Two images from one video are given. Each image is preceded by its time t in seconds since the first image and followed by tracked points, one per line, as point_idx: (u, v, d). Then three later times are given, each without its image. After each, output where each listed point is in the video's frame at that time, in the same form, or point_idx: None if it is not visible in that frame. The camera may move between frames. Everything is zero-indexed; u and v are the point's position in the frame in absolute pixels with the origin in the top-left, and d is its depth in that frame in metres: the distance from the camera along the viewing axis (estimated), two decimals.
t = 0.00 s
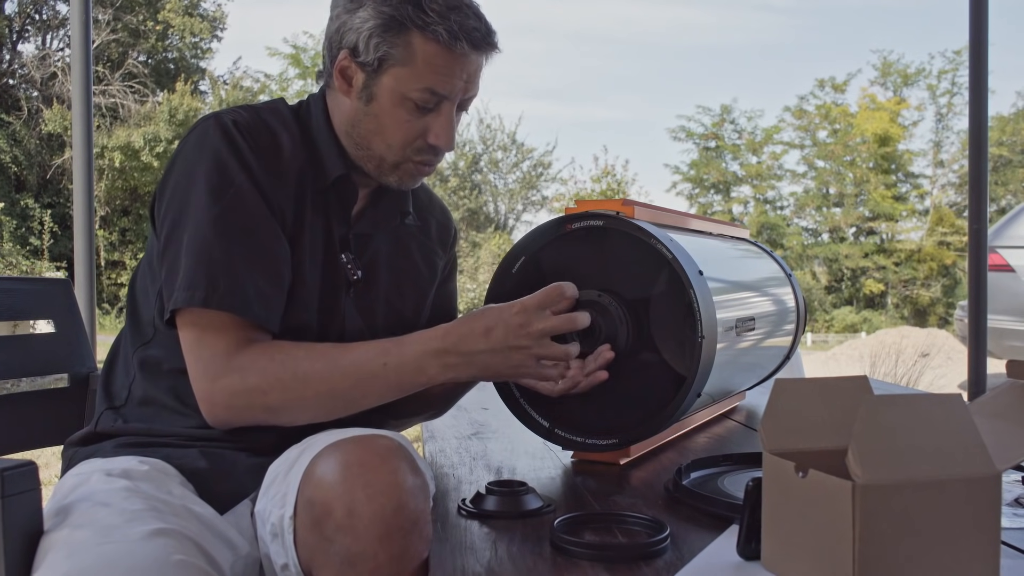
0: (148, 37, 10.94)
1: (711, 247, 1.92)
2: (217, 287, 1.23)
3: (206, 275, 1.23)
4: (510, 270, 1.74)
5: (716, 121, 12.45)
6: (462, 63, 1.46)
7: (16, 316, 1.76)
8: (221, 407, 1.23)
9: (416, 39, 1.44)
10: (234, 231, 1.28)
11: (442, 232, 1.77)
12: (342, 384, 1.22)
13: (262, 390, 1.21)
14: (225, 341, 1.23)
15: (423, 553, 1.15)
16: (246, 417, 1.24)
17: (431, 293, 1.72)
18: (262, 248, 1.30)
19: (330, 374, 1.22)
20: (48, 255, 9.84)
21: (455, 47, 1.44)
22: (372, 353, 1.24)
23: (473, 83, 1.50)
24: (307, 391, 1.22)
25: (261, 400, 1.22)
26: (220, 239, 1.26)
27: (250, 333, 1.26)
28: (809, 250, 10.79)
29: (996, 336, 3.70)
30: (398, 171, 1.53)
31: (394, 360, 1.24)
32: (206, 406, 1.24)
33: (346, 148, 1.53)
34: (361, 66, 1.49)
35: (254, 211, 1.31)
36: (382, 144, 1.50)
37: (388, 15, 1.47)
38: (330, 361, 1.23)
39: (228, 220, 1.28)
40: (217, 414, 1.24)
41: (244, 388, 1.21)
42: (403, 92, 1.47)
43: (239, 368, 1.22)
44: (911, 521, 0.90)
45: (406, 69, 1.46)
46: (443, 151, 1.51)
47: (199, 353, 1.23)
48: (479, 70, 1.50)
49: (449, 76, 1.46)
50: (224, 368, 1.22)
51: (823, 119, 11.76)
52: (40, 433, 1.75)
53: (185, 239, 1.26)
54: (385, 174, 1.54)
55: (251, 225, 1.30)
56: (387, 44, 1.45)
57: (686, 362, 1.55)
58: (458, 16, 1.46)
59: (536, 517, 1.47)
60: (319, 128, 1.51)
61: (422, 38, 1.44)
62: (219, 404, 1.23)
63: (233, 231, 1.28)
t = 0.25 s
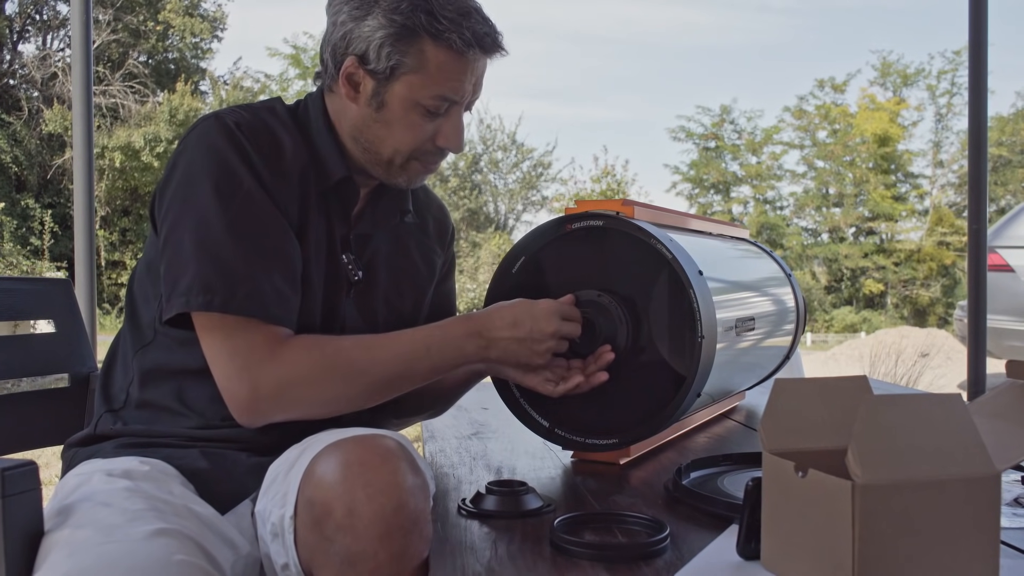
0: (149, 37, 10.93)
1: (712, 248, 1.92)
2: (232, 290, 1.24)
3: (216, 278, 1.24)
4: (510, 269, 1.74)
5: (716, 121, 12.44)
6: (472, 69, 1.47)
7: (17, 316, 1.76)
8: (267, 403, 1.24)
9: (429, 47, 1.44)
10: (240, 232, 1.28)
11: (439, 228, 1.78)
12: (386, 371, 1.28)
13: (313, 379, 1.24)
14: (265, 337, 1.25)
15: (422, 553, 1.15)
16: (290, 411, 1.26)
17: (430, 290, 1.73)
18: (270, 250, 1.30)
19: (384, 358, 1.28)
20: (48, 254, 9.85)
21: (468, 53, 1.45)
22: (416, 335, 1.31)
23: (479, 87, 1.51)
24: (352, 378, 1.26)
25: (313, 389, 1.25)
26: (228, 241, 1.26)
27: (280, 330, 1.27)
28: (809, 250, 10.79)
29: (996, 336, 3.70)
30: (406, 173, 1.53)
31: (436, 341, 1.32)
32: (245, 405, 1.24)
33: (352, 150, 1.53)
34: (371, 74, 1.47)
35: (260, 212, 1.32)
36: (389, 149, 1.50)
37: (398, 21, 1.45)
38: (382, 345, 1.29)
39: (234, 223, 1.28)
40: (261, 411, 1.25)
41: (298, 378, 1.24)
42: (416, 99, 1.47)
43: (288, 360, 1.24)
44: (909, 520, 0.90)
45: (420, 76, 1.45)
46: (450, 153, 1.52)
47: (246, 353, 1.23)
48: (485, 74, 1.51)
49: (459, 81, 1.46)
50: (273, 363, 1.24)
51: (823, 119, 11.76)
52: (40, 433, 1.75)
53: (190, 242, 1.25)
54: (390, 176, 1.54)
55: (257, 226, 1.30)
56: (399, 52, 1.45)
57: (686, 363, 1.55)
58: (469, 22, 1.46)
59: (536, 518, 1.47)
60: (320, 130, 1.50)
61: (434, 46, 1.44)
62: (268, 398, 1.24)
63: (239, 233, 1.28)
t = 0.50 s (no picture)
0: (149, 37, 10.92)
1: (712, 248, 1.93)
2: (238, 291, 1.24)
3: (220, 278, 1.24)
4: (510, 269, 1.74)
5: (715, 121, 12.44)
6: (471, 70, 1.47)
7: (17, 316, 1.76)
8: (274, 402, 1.24)
9: (427, 47, 1.44)
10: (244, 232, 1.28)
11: (439, 228, 1.78)
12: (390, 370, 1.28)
13: (320, 379, 1.25)
14: (268, 336, 1.25)
15: (422, 552, 1.15)
16: (296, 411, 1.26)
17: (430, 290, 1.73)
18: (274, 249, 1.30)
19: (388, 361, 1.28)
20: (48, 254, 9.85)
21: (467, 54, 1.45)
22: (420, 335, 1.31)
23: (479, 88, 1.51)
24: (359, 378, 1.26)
25: (318, 389, 1.25)
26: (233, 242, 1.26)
27: (287, 330, 1.28)
28: (808, 250, 10.79)
29: (996, 336, 3.70)
30: (404, 172, 1.53)
31: (440, 342, 1.32)
32: (250, 405, 1.24)
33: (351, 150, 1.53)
34: (370, 73, 1.47)
35: (264, 212, 1.32)
36: (388, 149, 1.50)
37: (397, 21, 1.46)
38: (384, 348, 1.29)
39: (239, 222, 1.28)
40: (266, 410, 1.25)
41: (304, 378, 1.24)
42: (414, 99, 1.47)
43: (293, 360, 1.24)
44: (909, 519, 0.90)
45: (417, 75, 1.45)
46: (448, 154, 1.52)
47: (254, 352, 1.24)
48: (485, 76, 1.51)
49: (457, 81, 1.46)
50: (281, 362, 1.24)
51: (822, 120, 11.76)
52: (40, 433, 1.76)
53: (195, 242, 1.25)
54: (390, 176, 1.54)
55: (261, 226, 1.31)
56: (398, 52, 1.45)
57: (686, 363, 1.55)
58: (469, 24, 1.46)
59: (536, 517, 1.47)
60: (321, 130, 1.50)
61: (433, 46, 1.44)
62: (276, 397, 1.24)
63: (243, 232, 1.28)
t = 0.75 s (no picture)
0: (149, 38, 10.92)
1: (712, 248, 1.93)
2: (220, 287, 1.23)
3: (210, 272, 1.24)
4: (510, 269, 1.74)
5: (715, 121, 12.45)
6: (466, 65, 1.46)
7: (17, 316, 1.76)
8: (239, 400, 1.23)
9: (419, 39, 1.45)
10: (236, 227, 1.28)
11: (442, 231, 1.78)
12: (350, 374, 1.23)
13: (280, 380, 1.22)
14: (236, 335, 1.24)
15: (423, 553, 1.15)
16: (265, 411, 1.24)
17: (431, 291, 1.73)
18: (266, 245, 1.30)
19: (349, 363, 1.22)
20: (49, 254, 9.86)
21: (459, 48, 1.44)
22: (387, 337, 1.24)
23: (476, 86, 1.50)
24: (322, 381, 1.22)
25: (281, 392, 1.22)
26: (222, 237, 1.26)
27: (261, 328, 1.27)
28: (808, 250, 10.78)
29: (995, 336, 3.71)
30: (397, 171, 1.53)
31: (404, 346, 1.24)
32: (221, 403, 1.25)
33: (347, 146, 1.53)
34: (364, 64, 1.48)
35: (258, 208, 1.32)
36: (382, 144, 1.50)
37: (393, 14, 1.46)
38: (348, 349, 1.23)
39: (231, 218, 1.28)
40: (232, 409, 1.24)
41: (265, 378, 1.22)
42: (405, 92, 1.47)
43: (255, 360, 1.22)
44: (909, 519, 0.90)
45: (408, 67, 1.45)
46: (441, 153, 1.50)
47: (220, 351, 1.23)
48: (483, 74, 1.51)
49: (451, 75, 1.45)
50: (243, 362, 1.22)
51: (821, 120, 11.78)
52: (40, 433, 1.76)
53: (188, 236, 1.26)
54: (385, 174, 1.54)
55: (254, 220, 1.31)
56: (390, 42, 1.45)
57: (686, 361, 1.55)
58: (462, 19, 1.46)
59: (537, 516, 1.47)
60: (318, 127, 1.51)
61: (425, 38, 1.44)
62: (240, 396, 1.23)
63: (234, 227, 1.28)
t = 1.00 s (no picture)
0: (150, 38, 10.92)
1: (712, 248, 1.93)
2: (230, 295, 1.24)
3: (217, 279, 1.24)
4: (510, 269, 1.74)
5: (715, 121, 12.44)
6: (478, 77, 1.47)
7: (17, 316, 1.76)
8: (265, 402, 1.24)
9: (436, 54, 1.44)
10: (239, 233, 1.28)
11: (440, 230, 1.78)
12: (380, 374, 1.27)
13: (311, 381, 1.24)
14: (260, 339, 1.25)
15: (423, 551, 1.15)
16: (286, 414, 1.25)
17: (430, 289, 1.74)
18: (271, 250, 1.30)
19: (382, 365, 1.27)
20: (49, 254, 9.87)
21: (475, 62, 1.45)
22: (417, 340, 1.31)
23: (484, 94, 1.51)
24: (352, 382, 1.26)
25: (312, 393, 1.25)
26: (227, 244, 1.26)
27: (275, 333, 1.27)
28: (808, 250, 10.78)
29: (995, 336, 3.71)
30: (408, 176, 1.54)
31: (433, 347, 1.31)
32: (244, 408, 1.24)
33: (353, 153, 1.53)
34: (377, 78, 1.47)
35: (260, 213, 1.32)
36: (391, 153, 1.51)
37: (407, 28, 1.45)
38: (379, 353, 1.28)
39: (235, 224, 1.28)
40: (258, 414, 1.25)
41: (298, 379, 1.24)
42: (420, 105, 1.47)
43: (285, 362, 1.24)
44: (908, 518, 0.90)
45: (425, 83, 1.45)
46: (452, 161, 1.53)
47: (248, 355, 1.24)
48: (490, 83, 1.51)
49: (464, 89, 1.46)
50: (273, 365, 1.24)
51: (821, 120, 11.78)
52: (40, 432, 1.76)
53: (191, 243, 1.26)
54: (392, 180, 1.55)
55: (258, 225, 1.31)
56: (406, 58, 1.44)
57: (685, 361, 1.55)
58: (477, 32, 1.46)
59: (537, 516, 1.48)
60: (320, 131, 1.50)
61: (441, 53, 1.44)
62: (266, 399, 1.24)
63: (238, 233, 1.28)
